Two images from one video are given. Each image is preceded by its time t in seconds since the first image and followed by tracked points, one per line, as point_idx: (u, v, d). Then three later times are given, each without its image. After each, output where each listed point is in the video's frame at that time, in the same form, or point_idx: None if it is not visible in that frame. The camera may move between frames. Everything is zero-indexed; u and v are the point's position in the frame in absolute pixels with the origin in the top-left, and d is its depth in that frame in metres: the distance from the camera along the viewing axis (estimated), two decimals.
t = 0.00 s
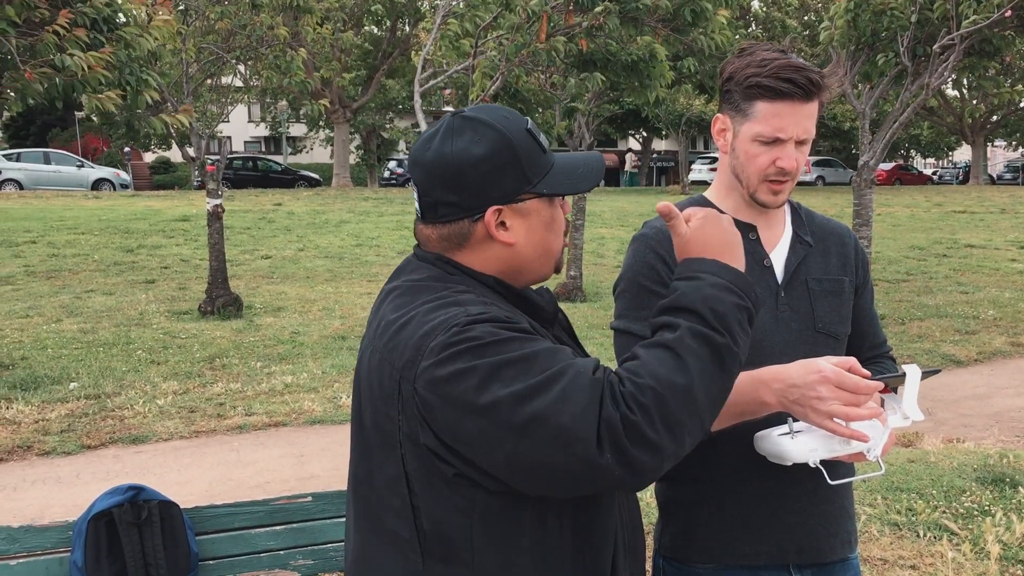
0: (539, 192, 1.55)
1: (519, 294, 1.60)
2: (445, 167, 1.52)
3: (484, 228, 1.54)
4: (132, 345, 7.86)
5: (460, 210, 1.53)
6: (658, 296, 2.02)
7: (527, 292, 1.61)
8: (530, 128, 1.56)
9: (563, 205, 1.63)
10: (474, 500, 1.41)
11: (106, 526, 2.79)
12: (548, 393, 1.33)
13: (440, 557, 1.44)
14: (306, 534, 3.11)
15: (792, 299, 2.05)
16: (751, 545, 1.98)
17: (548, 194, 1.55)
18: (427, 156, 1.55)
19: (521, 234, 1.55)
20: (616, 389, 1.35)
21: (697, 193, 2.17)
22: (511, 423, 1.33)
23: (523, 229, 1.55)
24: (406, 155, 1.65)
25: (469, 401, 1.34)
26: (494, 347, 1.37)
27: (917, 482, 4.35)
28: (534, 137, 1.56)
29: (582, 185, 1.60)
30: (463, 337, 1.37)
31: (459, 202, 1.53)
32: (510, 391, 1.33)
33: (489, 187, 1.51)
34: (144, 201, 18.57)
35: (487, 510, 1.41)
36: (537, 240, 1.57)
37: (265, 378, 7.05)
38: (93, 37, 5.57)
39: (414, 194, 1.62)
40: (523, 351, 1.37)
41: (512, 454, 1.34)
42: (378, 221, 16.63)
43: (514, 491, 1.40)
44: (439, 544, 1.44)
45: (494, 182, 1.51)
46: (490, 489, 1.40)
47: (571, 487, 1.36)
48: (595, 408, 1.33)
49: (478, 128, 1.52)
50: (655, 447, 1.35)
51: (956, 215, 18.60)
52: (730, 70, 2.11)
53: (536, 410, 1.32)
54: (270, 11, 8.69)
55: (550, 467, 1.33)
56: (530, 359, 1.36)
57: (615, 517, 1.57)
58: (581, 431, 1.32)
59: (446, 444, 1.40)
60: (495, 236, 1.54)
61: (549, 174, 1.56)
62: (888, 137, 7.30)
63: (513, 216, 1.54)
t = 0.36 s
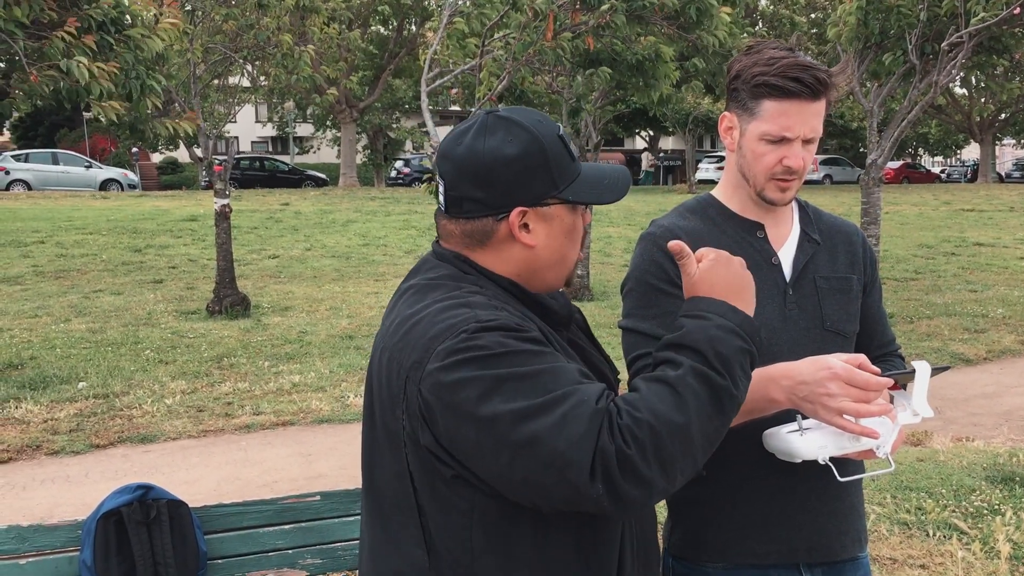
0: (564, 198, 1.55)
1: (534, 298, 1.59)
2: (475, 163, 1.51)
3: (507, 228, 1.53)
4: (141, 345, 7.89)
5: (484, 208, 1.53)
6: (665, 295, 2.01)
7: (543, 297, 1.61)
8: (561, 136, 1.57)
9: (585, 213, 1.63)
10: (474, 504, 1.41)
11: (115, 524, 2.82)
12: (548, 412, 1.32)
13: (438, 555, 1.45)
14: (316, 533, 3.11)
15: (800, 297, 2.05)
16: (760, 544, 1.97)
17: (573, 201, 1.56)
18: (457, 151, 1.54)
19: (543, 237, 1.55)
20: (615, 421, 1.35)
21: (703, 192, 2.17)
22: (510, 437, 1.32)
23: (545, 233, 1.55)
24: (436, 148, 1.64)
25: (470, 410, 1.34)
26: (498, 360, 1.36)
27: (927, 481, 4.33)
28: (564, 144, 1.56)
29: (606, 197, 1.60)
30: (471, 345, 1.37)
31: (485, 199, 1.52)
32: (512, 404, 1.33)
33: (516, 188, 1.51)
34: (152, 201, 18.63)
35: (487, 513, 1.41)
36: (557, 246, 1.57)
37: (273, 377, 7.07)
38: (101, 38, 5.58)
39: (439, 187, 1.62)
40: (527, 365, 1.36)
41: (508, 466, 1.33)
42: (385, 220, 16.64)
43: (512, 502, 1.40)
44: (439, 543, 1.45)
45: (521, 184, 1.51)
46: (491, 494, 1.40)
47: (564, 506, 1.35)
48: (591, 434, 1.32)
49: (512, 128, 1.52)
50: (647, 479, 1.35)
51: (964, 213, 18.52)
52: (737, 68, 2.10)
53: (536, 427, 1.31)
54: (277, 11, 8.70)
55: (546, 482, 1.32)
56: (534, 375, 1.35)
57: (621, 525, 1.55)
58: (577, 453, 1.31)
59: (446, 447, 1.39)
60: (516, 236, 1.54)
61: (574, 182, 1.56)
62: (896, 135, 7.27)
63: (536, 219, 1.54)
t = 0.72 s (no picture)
0: (550, 189, 1.53)
1: (531, 291, 1.59)
2: (458, 158, 1.51)
3: (493, 221, 1.53)
4: (136, 342, 7.86)
5: (470, 202, 1.53)
6: (661, 290, 2.01)
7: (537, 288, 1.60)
8: (545, 126, 1.55)
9: (574, 202, 1.61)
10: (465, 494, 1.40)
11: (110, 522, 2.82)
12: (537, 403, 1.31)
13: (429, 546, 1.44)
14: (311, 530, 3.09)
15: (796, 291, 2.04)
16: (756, 540, 1.97)
17: (559, 192, 1.54)
18: (442, 148, 1.54)
19: (530, 229, 1.54)
20: (605, 411, 1.33)
21: (698, 187, 2.16)
22: (498, 427, 1.31)
23: (532, 223, 1.53)
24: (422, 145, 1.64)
25: (460, 400, 1.33)
26: (489, 350, 1.35)
27: (922, 475, 4.33)
28: (548, 135, 1.55)
29: (594, 186, 1.59)
30: (460, 335, 1.36)
31: (470, 194, 1.52)
32: (501, 394, 1.32)
33: (499, 181, 1.50)
34: (147, 198, 18.57)
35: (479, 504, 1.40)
36: (546, 236, 1.56)
37: (268, 374, 7.06)
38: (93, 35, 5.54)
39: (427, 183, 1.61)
40: (516, 355, 1.35)
41: (496, 455, 1.32)
42: (381, 216, 16.62)
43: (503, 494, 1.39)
44: (430, 533, 1.44)
45: (505, 177, 1.50)
46: (482, 484, 1.39)
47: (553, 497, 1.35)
48: (579, 424, 1.31)
49: (493, 121, 1.51)
50: (636, 470, 1.34)
51: (959, 208, 18.55)
52: (731, 63, 2.09)
53: (525, 417, 1.31)
54: (271, 7, 8.66)
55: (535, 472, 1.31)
56: (524, 364, 1.35)
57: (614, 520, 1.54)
58: (566, 443, 1.30)
59: (437, 438, 1.39)
60: (503, 230, 1.53)
61: (560, 172, 1.55)
62: (891, 130, 7.27)
63: (522, 211, 1.52)
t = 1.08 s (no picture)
0: (521, 197, 1.51)
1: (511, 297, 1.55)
2: (439, 161, 1.57)
3: (463, 224, 1.54)
4: (124, 335, 7.81)
5: (445, 202, 1.56)
6: (648, 281, 2.00)
7: (523, 296, 1.56)
8: (532, 139, 1.55)
9: (566, 220, 1.56)
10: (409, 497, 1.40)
11: (96, 516, 2.78)
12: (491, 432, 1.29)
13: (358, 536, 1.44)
14: (299, 523, 3.08)
15: (785, 282, 2.03)
16: (744, 531, 1.97)
17: (532, 201, 1.51)
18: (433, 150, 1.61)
19: (500, 235, 1.53)
20: (554, 478, 1.30)
21: (688, 179, 2.15)
22: (447, 447, 1.29)
23: (502, 230, 1.52)
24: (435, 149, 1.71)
25: (419, 406, 1.32)
26: (458, 372, 1.33)
27: (910, 466, 4.35)
28: (533, 148, 1.54)
29: (576, 201, 1.54)
30: (434, 346, 1.35)
31: (446, 194, 1.55)
32: (457, 413, 1.30)
33: (470, 185, 1.52)
34: (135, 190, 18.46)
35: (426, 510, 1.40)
36: (517, 246, 1.53)
37: (258, 367, 7.03)
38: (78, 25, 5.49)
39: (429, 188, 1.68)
40: (485, 382, 1.33)
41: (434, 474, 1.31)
42: (371, 209, 16.57)
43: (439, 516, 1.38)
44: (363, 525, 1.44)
45: (474, 181, 1.52)
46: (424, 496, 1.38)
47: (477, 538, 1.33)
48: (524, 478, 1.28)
49: (477, 128, 1.54)
50: (552, 544, 1.30)
51: (948, 200, 18.63)
52: (722, 54, 2.08)
53: (470, 445, 1.29)
54: None
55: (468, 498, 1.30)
56: (492, 393, 1.32)
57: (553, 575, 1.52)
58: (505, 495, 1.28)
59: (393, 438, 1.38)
60: (472, 233, 1.54)
61: (536, 182, 1.52)
62: (880, 122, 7.28)
63: (491, 215, 1.52)
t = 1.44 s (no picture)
0: (485, 162, 1.48)
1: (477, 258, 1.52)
2: (411, 123, 1.55)
3: (428, 187, 1.53)
4: (113, 326, 7.77)
5: (413, 165, 1.55)
6: (639, 272, 1.99)
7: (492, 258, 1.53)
8: (501, 102, 1.51)
9: (534, 185, 1.54)
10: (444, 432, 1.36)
11: (84, 507, 2.76)
12: (518, 317, 1.27)
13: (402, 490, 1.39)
14: (289, 515, 3.06)
15: (777, 275, 2.03)
16: (735, 524, 1.96)
17: (496, 166, 1.48)
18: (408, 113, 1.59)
19: (464, 198, 1.51)
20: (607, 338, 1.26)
21: (680, 170, 2.13)
22: (485, 344, 1.27)
23: (466, 194, 1.51)
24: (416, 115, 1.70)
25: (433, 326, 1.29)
26: (468, 278, 1.32)
27: (900, 459, 4.36)
28: (501, 112, 1.51)
29: (544, 166, 1.50)
30: (438, 268, 1.33)
31: (413, 157, 1.54)
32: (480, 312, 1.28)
33: (434, 147, 1.50)
34: (124, 181, 18.35)
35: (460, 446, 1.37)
36: (481, 210, 1.51)
37: (247, 358, 7.00)
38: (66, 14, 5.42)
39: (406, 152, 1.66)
40: (497, 282, 1.31)
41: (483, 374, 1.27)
42: (362, 200, 16.51)
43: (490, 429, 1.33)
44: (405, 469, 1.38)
45: (440, 144, 1.50)
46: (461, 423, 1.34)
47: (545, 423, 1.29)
48: (575, 345, 1.25)
49: (447, 91, 1.52)
50: (637, 387, 1.25)
51: (939, 194, 18.67)
52: (714, 45, 2.07)
53: (509, 331, 1.26)
54: None
55: (518, 392, 1.27)
56: (506, 292, 1.31)
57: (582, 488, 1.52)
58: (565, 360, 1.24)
59: (414, 372, 1.34)
60: (436, 196, 1.52)
61: (503, 146, 1.49)
62: (872, 115, 7.28)
63: (455, 178, 1.50)
